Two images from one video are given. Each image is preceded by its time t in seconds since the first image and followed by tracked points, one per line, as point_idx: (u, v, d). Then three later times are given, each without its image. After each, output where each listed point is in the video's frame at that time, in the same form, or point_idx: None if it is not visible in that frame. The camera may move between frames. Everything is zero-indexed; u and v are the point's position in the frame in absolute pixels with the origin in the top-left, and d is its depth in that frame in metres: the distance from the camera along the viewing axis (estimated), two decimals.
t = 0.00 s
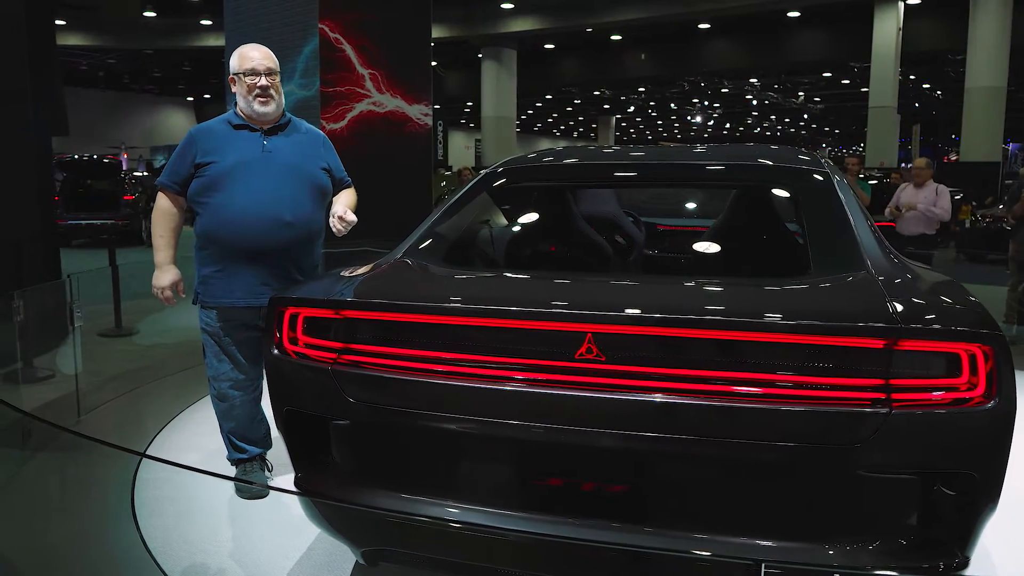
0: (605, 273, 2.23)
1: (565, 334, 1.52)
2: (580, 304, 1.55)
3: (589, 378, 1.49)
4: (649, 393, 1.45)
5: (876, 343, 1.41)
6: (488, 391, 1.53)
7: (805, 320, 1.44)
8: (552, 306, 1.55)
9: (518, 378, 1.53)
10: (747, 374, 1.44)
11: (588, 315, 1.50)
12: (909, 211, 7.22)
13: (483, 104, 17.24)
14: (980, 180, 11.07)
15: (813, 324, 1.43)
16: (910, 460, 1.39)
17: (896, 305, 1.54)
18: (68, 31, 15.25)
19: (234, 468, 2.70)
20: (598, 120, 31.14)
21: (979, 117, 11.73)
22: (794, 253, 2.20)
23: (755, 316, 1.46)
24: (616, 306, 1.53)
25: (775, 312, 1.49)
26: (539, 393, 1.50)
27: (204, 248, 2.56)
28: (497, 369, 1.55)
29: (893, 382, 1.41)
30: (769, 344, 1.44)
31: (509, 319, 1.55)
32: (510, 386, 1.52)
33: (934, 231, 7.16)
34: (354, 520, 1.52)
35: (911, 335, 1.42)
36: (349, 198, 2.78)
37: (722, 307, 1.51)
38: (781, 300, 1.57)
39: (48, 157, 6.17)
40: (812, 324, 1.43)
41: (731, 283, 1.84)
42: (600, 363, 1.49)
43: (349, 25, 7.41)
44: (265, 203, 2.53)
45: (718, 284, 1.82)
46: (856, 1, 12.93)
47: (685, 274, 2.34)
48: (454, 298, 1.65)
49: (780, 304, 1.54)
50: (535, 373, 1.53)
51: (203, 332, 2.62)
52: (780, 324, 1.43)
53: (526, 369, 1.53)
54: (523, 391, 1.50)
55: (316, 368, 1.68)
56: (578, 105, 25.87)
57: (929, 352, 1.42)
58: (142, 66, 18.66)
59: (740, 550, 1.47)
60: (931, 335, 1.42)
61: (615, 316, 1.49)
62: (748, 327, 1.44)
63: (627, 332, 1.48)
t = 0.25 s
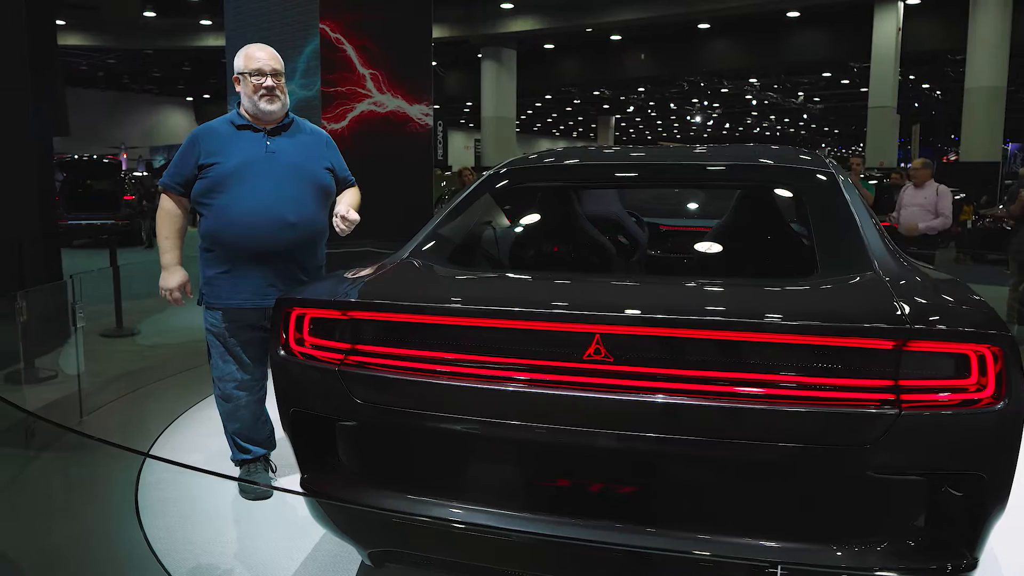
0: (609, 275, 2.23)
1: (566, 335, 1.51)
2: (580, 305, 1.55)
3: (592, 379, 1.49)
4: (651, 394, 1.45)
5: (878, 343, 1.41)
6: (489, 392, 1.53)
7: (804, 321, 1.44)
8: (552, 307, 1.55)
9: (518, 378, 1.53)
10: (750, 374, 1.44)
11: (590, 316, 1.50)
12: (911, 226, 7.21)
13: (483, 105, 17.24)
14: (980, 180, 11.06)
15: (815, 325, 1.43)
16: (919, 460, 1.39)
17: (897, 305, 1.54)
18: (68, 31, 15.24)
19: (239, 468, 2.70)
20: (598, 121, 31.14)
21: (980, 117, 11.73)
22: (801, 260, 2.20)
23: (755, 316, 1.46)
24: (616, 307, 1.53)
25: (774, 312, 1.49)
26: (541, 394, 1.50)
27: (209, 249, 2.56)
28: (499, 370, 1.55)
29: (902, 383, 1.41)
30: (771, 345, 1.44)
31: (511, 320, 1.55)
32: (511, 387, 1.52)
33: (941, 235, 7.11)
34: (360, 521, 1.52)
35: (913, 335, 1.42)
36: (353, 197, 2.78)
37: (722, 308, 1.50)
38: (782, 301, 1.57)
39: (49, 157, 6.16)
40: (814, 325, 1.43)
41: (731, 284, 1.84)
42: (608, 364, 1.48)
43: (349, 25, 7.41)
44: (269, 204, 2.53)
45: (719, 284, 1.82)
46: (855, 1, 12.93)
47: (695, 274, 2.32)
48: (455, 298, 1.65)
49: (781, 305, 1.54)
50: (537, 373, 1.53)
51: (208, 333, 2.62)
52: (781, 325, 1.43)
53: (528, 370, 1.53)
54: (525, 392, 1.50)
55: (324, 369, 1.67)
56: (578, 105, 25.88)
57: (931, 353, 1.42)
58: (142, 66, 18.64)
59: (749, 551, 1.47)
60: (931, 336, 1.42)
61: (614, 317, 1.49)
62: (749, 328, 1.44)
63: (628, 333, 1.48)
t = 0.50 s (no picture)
0: (611, 276, 2.23)
1: (571, 337, 1.52)
2: (583, 306, 1.55)
3: (596, 380, 1.49)
4: (654, 396, 1.45)
5: (882, 345, 1.41)
6: (494, 394, 1.53)
7: (806, 323, 1.44)
8: (553, 308, 1.55)
9: (521, 380, 1.54)
10: (754, 376, 1.44)
11: (593, 317, 1.50)
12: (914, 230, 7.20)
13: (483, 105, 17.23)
14: (981, 181, 11.05)
15: (818, 326, 1.43)
16: (931, 462, 1.39)
17: (899, 306, 1.54)
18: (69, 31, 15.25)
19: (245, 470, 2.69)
20: (598, 121, 31.13)
21: (980, 117, 11.72)
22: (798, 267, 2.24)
23: (757, 317, 1.46)
24: (615, 308, 1.53)
25: (776, 313, 1.49)
26: (545, 395, 1.50)
27: (215, 251, 2.55)
28: (502, 371, 1.55)
29: (914, 384, 1.41)
30: (775, 346, 1.44)
31: (515, 321, 1.55)
32: (514, 389, 1.52)
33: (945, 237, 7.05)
34: (368, 523, 1.52)
35: (916, 336, 1.41)
36: (357, 198, 2.78)
37: (724, 309, 1.51)
38: (784, 302, 1.57)
39: (51, 158, 6.16)
40: (818, 326, 1.43)
41: (731, 285, 1.83)
42: (619, 365, 1.48)
43: (352, 25, 7.41)
44: (275, 205, 2.53)
45: (722, 286, 1.80)
46: (856, 1, 12.92)
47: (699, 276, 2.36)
48: (456, 300, 1.65)
49: (784, 306, 1.54)
50: (541, 375, 1.53)
51: (213, 334, 2.62)
52: (784, 326, 1.43)
53: (532, 372, 1.54)
54: (527, 393, 1.51)
55: (332, 371, 1.67)
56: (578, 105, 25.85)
57: (935, 354, 1.42)
58: (143, 66, 18.65)
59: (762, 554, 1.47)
60: (933, 337, 1.42)
61: (615, 318, 1.49)
62: (751, 330, 1.44)
63: (632, 334, 1.48)
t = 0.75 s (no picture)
0: (615, 276, 2.22)
1: (575, 338, 1.51)
2: (586, 307, 1.55)
3: (601, 382, 1.49)
4: (659, 398, 1.45)
5: (887, 345, 1.40)
6: (498, 395, 1.53)
7: (809, 324, 1.43)
8: (555, 310, 1.55)
9: (522, 382, 1.54)
10: (760, 378, 1.43)
11: (597, 318, 1.50)
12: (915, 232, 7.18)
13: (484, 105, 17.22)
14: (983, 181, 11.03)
15: (822, 328, 1.42)
16: (944, 465, 1.38)
17: (908, 307, 1.53)
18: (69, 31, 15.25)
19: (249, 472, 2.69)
20: (598, 121, 31.11)
21: (982, 117, 11.70)
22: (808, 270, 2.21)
23: (759, 318, 1.46)
24: (615, 309, 1.53)
25: (779, 314, 1.48)
26: (551, 396, 1.50)
27: (220, 251, 2.55)
28: (505, 373, 1.55)
29: (927, 387, 1.40)
30: (781, 348, 1.43)
31: (518, 322, 1.55)
32: (514, 390, 1.53)
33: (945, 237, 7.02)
34: (377, 527, 1.51)
35: (920, 337, 1.40)
36: (362, 198, 2.77)
37: (726, 310, 1.50)
38: (788, 303, 1.56)
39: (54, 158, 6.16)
40: (823, 328, 1.42)
41: (735, 286, 1.82)
42: (630, 367, 1.48)
43: (354, 25, 7.40)
44: (281, 205, 2.52)
45: (725, 288, 1.79)
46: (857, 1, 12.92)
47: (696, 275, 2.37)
48: (458, 301, 1.65)
49: (788, 308, 1.53)
50: (545, 376, 1.53)
51: (219, 335, 2.62)
52: (788, 328, 1.43)
53: (535, 373, 1.54)
54: (527, 395, 1.51)
55: (340, 373, 1.67)
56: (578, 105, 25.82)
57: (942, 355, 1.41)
58: (143, 66, 18.65)
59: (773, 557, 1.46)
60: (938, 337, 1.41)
61: (617, 319, 1.49)
62: (755, 331, 1.44)
63: (636, 336, 1.48)
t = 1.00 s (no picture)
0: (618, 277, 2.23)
1: (578, 339, 1.50)
2: (586, 308, 1.54)
3: (599, 382, 1.48)
4: (662, 399, 1.44)
5: (888, 347, 1.39)
6: (497, 395, 1.53)
7: (806, 325, 1.42)
8: (555, 310, 1.54)
9: (524, 382, 1.53)
10: (763, 378, 1.42)
11: (600, 318, 1.49)
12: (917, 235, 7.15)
13: (484, 105, 17.21)
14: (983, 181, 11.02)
15: (821, 328, 1.41)
16: (959, 467, 1.37)
17: (924, 309, 1.51)
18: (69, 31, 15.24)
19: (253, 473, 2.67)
20: (598, 121, 31.11)
21: (982, 117, 11.69)
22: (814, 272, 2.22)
23: (758, 319, 1.45)
24: (615, 309, 1.52)
25: (779, 315, 1.48)
26: (551, 397, 1.49)
27: (226, 252, 2.53)
28: (507, 374, 1.55)
29: (944, 388, 1.38)
30: (776, 348, 1.43)
31: (507, 322, 1.55)
32: (518, 391, 1.52)
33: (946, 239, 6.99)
34: (386, 530, 1.50)
35: (919, 338, 1.39)
36: (367, 199, 2.76)
37: (725, 311, 1.49)
38: (785, 304, 1.56)
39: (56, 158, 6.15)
40: (818, 328, 1.41)
41: (737, 287, 1.80)
42: (642, 369, 1.46)
43: (356, 25, 7.39)
44: (287, 206, 2.51)
45: (727, 288, 1.78)
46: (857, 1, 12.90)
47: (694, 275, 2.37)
48: (459, 301, 1.65)
49: (789, 309, 1.53)
50: (546, 377, 1.52)
51: (223, 335, 2.60)
52: (788, 329, 1.42)
53: (537, 374, 1.53)
54: (533, 395, 1.50)
55: (348, 374, 1.65)
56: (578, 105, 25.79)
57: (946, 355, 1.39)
58: (143, 66, 18.64)
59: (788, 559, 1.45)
60: (936, 338, 1.39)
61: (615, 320, 1.48)
62: (756, 331, 1.43)
63: (633, 336, 1.47)
